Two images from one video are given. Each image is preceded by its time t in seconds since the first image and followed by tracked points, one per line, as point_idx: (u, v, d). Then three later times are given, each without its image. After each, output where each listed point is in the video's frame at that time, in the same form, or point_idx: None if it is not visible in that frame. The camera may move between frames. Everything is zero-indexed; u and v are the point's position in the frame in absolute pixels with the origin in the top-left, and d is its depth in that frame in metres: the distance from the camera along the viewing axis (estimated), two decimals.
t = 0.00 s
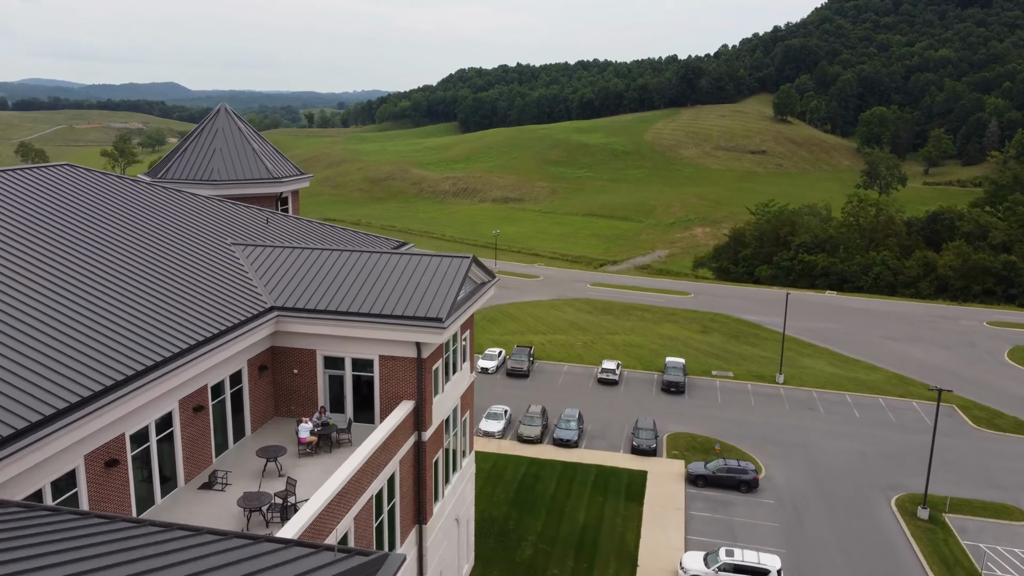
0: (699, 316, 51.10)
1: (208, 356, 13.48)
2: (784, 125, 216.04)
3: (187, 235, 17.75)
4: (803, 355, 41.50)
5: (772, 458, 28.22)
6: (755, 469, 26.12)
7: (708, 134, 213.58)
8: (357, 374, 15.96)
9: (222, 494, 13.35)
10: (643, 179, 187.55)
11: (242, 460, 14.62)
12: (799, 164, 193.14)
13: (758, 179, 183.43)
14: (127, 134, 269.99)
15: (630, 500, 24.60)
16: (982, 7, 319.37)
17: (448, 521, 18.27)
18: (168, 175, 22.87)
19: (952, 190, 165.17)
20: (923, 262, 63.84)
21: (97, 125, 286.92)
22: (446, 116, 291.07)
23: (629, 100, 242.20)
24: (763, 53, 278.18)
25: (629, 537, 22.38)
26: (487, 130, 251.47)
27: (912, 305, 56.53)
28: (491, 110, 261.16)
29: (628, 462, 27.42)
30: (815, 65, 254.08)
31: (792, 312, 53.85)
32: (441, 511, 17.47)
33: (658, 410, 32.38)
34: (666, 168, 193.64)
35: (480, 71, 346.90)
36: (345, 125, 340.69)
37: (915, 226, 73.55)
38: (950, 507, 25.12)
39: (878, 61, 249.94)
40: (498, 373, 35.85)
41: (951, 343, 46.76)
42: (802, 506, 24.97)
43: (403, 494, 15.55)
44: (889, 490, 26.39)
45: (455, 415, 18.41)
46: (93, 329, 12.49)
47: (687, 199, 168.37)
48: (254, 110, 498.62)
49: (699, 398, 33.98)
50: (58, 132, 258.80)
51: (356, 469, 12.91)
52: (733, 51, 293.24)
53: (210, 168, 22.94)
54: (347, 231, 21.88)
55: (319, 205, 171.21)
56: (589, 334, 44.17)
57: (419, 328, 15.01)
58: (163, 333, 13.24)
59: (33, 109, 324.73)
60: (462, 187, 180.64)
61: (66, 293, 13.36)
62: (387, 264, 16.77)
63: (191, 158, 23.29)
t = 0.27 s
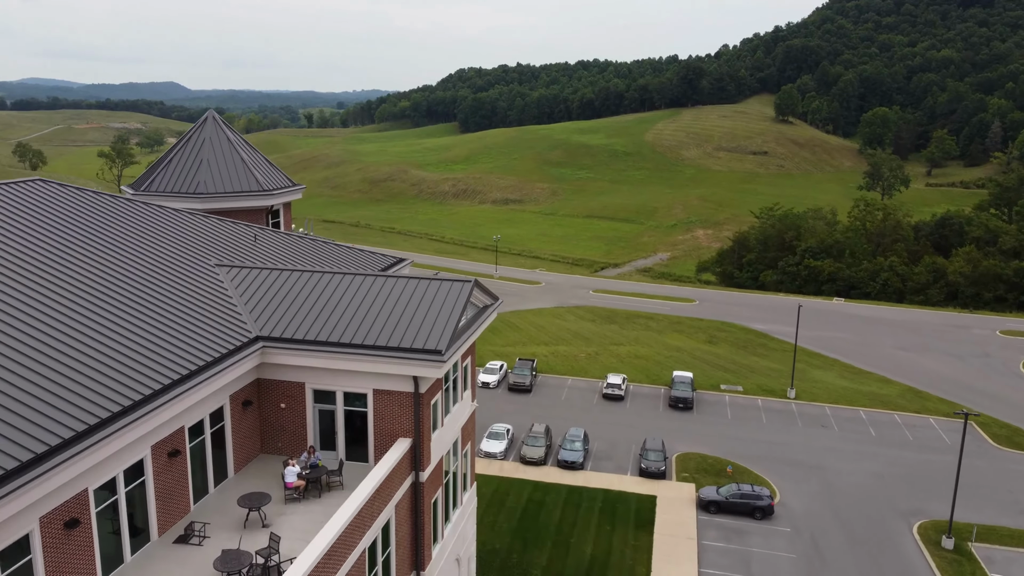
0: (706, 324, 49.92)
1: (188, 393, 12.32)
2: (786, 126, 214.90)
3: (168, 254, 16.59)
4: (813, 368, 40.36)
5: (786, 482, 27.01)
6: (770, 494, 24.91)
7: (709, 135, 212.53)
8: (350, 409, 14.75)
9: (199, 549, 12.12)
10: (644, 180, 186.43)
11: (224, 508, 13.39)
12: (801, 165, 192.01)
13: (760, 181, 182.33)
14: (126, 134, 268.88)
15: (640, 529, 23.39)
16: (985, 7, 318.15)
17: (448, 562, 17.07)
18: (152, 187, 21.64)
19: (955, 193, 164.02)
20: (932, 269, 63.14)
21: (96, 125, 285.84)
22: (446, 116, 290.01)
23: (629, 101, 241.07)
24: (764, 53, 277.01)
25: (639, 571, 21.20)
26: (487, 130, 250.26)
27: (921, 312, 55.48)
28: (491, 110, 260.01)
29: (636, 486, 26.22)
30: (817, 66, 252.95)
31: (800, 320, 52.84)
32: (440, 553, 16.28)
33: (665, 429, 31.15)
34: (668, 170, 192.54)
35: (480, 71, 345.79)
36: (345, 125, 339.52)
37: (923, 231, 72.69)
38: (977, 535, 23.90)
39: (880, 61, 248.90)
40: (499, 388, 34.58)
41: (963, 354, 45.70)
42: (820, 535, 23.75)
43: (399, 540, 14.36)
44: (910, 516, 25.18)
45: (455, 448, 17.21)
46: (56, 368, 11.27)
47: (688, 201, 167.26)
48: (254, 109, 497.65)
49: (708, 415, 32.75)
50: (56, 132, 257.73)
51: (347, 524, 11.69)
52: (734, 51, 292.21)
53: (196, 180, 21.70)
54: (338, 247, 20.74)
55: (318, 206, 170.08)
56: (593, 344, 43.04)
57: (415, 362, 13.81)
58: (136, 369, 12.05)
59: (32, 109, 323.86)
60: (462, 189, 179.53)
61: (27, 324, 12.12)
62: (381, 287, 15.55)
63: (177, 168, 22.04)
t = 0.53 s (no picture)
0: (712, 335, 48.80)
1: (162, 441, 11.09)
2: (787, 127, 213.83)
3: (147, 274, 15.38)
4: (825, 382, 39.17)
5: (802, 508, 25.79)
6: (786, 523, 23.68)
7: (710, 136, 211.50)
8: (342, 451, 13.52)
9: None
10: (645, 182, 185.27)
11: (203, 565, 12.15)
12: (803, 166, 190.92)
13: (761, 182, 181.26)
14: (125, 135, 267.90)
15: (651, 562, 22.19)
16: (987, 7, 316.97)
17: None
18: (135, 203, 20.34)
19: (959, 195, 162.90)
20: (942, 276, 62.49)
21: (95, 125, 284.84)
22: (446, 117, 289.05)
23: (630, 101, 240.03)
24: (765, 54, 275.51)
25: None
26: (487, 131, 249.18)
27: (931, 320, 54.40)
28: (491, 111, 259.02)
29: (645, 512, 24.97)
30: (818, 66, 251.49)
31: (807, 329, 51.90)
32: None
33: (674, 449, 29.89)
34: (669, 171, 191.51)
35: (481, 72, 344.87)
36: (344, 126, 338.37)
37: (931, 236, 71.87)
38: (1004, 567, 22.69)
39: (882, 62, 247.82)
40: (501, 405, 33.37)
41: (977, 366, 44.61)
42: (841, 568, 22.53)
43: None
44: (933, 545, 23.96)
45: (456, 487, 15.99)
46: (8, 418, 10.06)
47: (690, 203, 166.20)
48: (253, 110, 496.87)
49: (718, 434, 31.52)
50: (55, 133, 256.63)
51: None
52: (735, 52, 291.31)
53: (181, 194, 20.41)
54: (328, 268, 19.51)
55: (318, 208, 168.92)
56: (597, 357, 41.84)
57: (411, 403, 12.57)
58: (99, 417, 10.83)
59: (31, 109, 322.93)
60: (462, 190, 178.26)
61: None
62: (373, 317, 14.32)
63: (161, 182, 20.77)
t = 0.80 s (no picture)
0: (718, 345, 47.64)
1: (129, 505, 9.87)
2: (788, 128, 212.67)
3: (116, 303, 14.11)
4: (837, 397, 37.96)
5: (820, 537, 24.55)
6: (805, 555, 22.39)
7: (711, 137, 210.39)
8: (333, 504, 12.30)
9: None
10: (646, 184, 184.16)
11: None
12: (805, 168, 189.80)
13: (763, 184, 180.09)
14: (123, 135, 266.71)
15: None
16: (988, 7, 316.01)
17: None
18: (114, 220, 19.02)
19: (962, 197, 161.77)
20: (952, 284, 61.62)
21: (93, 125, 283.73)
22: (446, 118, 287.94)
23: (630, 102, 238.85)
24: (767, 54, 274.46)
25: None
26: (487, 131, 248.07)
27: (942, 330, 53.30)
28: (491, 111, 257.89)
29: (656, 542, 23.70)
30: (820, 67, 250.31)
31: (816, 338, 50.89)
32: None
33: (683, 470, 28.66)
34: (670, 173, 190.36)
35: (480, 72, 343.88)
36: (344, 126, 337.26)
37: (940, 242, 70.87)
38: None
39: (883, 62, 246.69)
40: (503, 424, 32.10)
41: (992, 379, 43.46)
42: None
43: None
44: None
45: (458, 534, 14.76)
46: None
47: (691, 205, 165.03)
48: (253, 110, 495.79)
49: (729, 455, 30.28)
50: (53, 133, 255.44)
51: None
52: (735, 52, 290.28)
53: (164, 211, 19.12)
54: (320, 293, 18.29)
55: (317, 210, 167.73)
56: (602, 369, 40.64)
57: (409, 455, 11.33)
58: (55, 479, 9.59)
59: (30, 109, 321.89)
60: (461, 192, 177.03)
61: None
62: (368, 352, 13.09)
63: (143, 198, 19.47)
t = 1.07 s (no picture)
0: (725, 356, 46.47)
1: None
2: (791, 129, 211.40)
3: (82, 335, 12.91)
4: (851, 414, 36.77)
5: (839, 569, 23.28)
6: None
7: (713, 138, 209.17)
8: (322, 568, 11.10)
9: None
10: (648, 186, 182.92)
11: None
12: (807, 169, 188.51)
13: (765, 186, 178.83)
14: (122, 135, 265.57)
15: None
16: (990, 8, 314.47)
17: None
18: (91, 240, 17.75)
19: (966, 199, 160.55)
20: (963, 292, 60.72)
21: (92, 125, 282.65)
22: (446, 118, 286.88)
23: (631, 103, 237.59)
24: (768, 55, 273.39)
25: None
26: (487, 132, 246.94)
27: (954, 339, 52.15)
28: (491, 111, 256.66)
29: None
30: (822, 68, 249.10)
31: (825, 349, 49.81)
32: None
33: (693, 495, 27.42)
34: (671, 174, 189.17)
35: (480, 73, 342.74)
36: (343, 127, 336.07)
37: (949, 248, 69.78)
38: None
39: (885, 63, 245.46)
40: (506, 443, 30.87)
41: (1007, 393, 42.29)
42: None
43: None
44: None
45: None
46: None
47: (693, 208, 163.88)
48: (252, 110, 494.88)
49: (740, 477, 29.06)
50: (51, 133, 254.27)
51: None
52: (736, 52, 289.08)
53: (145, 230, 17.83)
54: (311, 325, 17.07)
55: (316, 212, 166.50)
56: (607, 382, 39.36)
57: (408, 519, 10.08)
58: None
59: (29, 109, 320.90)
60: (462, 194, 175.80)
61: None
62: (362, 395, 11.88)
63: (123, 217, 18.20)
